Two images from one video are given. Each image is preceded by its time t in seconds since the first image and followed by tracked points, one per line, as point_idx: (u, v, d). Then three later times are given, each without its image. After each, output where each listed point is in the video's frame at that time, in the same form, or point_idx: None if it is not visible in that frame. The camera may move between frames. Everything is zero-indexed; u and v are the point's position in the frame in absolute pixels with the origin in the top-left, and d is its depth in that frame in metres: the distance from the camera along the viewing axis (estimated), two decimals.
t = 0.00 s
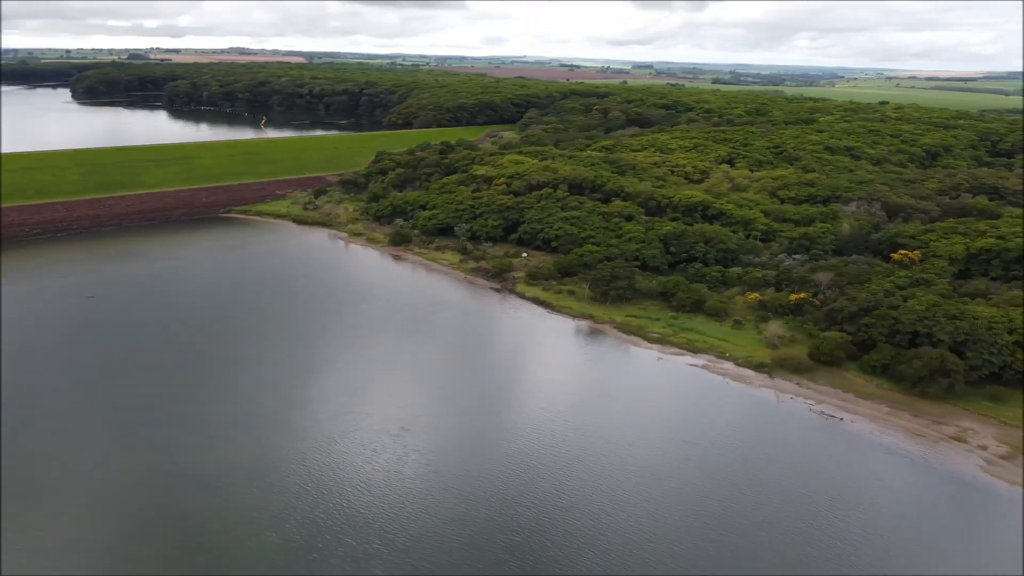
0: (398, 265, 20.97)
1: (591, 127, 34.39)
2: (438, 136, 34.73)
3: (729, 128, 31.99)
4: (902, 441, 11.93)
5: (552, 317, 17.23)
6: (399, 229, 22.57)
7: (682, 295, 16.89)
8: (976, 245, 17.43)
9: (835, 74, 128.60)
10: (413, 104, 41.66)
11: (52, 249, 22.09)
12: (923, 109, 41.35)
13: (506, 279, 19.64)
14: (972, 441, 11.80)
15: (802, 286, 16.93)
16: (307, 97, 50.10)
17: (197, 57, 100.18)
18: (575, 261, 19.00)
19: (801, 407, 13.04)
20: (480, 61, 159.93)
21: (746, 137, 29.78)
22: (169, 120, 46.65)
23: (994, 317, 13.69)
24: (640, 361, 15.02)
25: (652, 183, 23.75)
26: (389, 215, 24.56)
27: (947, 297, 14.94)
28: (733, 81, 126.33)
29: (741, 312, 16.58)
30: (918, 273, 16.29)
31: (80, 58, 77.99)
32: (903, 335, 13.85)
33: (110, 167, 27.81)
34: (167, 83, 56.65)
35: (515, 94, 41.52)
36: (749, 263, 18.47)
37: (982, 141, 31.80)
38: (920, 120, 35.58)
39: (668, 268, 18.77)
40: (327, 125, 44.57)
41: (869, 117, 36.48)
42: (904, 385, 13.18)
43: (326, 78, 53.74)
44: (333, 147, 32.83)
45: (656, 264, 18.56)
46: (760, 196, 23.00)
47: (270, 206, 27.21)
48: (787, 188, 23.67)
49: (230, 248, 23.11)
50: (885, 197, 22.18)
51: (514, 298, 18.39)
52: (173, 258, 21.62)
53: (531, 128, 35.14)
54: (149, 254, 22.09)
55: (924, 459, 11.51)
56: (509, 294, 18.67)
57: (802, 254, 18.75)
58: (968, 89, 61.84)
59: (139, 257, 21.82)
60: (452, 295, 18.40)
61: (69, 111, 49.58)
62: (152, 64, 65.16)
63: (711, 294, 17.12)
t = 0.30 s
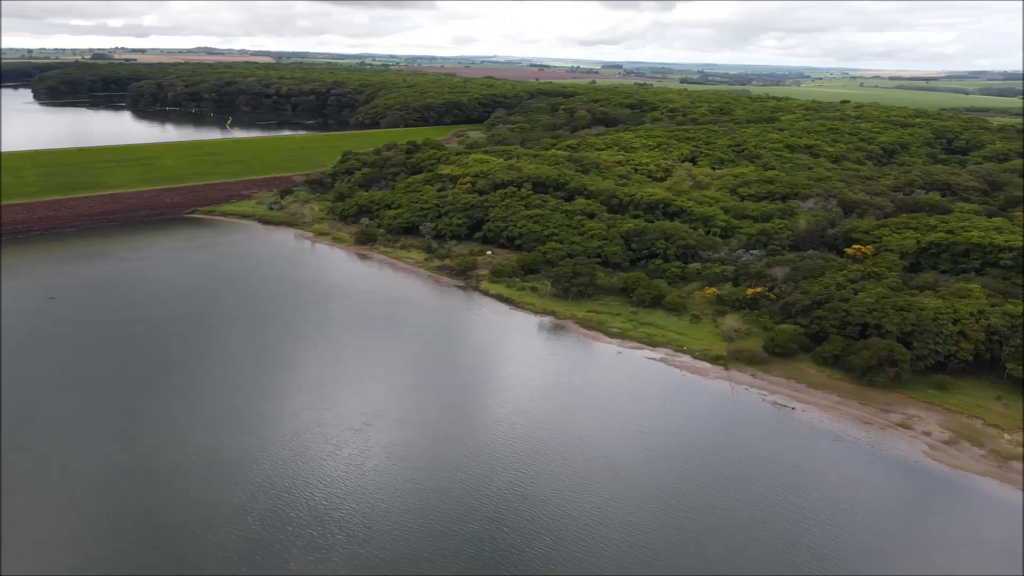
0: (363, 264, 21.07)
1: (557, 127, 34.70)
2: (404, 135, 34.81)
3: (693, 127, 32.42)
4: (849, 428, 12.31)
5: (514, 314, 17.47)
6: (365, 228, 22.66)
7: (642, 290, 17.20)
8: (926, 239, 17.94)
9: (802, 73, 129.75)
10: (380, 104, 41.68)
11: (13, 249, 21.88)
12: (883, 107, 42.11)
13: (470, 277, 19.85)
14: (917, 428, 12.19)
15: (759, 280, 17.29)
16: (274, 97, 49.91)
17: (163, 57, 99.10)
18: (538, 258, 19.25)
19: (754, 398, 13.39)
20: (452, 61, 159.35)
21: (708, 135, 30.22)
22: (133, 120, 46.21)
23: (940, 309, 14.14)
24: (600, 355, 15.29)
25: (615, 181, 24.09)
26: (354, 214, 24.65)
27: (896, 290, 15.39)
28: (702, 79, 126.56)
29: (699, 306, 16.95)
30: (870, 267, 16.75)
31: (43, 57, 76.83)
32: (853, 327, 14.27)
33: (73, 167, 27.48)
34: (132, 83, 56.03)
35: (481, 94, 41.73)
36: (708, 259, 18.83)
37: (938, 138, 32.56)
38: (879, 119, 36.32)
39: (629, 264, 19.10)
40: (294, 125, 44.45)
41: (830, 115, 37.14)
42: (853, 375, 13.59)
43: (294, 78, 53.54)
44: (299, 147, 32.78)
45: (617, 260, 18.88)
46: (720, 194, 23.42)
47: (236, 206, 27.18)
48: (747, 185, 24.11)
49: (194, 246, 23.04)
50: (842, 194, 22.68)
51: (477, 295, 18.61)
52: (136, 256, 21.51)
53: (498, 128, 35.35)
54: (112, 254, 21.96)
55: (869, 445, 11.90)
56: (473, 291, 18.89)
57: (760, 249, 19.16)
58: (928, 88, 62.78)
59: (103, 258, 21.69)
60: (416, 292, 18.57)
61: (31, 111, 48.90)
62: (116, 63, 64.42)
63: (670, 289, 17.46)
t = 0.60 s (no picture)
0: (330, 262, 21.14)
1: (525, 126, 34.94)
2: (372, 135, 34.91)
3: (659, 125, 32.80)
4: (802, 417, 12.68)
5: (480, 310, 17.67)
6: (332, 227, 22.72)
7: (605, 286, 17.49)
8: (882, 234, 18.38)
9: (772, 71, 130.45)
10: (349, 103, 41.65)
11: None
12: (846, 106, 42.80)
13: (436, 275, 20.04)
14: (867, 416, 12.58)
15: (719, 275, 17.61)
16: (242, 98, 49.91)
17: (129, 57, 97.86)
18: (503, 256, 19.49)
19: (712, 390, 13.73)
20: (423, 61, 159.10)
21: (674, 134, 30.60)
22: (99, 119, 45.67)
23: (891, 301, 14.54)
24: (564, 350, 15.52)
25: (580, 179, 24.37)
26: (321, 215, 24.76)
27: (850, 283, 15.80)
28: (674, 79, 127.09)
29: (661, 301, 17.29)
30: (826, 261, 17.15)
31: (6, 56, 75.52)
32: (808, 319, 14.65)
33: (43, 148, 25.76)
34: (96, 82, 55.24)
35: (450, 94, 41.86)
36: (670, 255, 19.16)
37: (898, 136, 33.20)
38: (841, 117, 36.94)
39: (593, 261, 19.40)
40: (261, 125, 44.29)
41: (794, 114, 37.70)
42: (808, 366, 13.97)
43: (262, 78, 53.31)
44: (266, 147, 32.77)
45: (581, 257, 19.17)
46: (684, 191, 23.78)
47: (202, 207, 27.17)
48: (710, 182, 24.50)
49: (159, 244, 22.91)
50: (802, 191, 23.13)
51: (443, 293, 18.80)
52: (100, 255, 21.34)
53: (466, 127, 35.52)
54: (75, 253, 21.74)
55: (821, 432, 12.28)
56: (438, 288, 19.09)
57: (721, 245, 19.53)
58: (892, 86, 63.65)
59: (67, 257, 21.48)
60: (383, 290, 18.71)
61: None
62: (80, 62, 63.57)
63: (632, 285, 17.78)
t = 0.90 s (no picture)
0: (296, 262, 21.15)
1: (491, 126, 35.12)
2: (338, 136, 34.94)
3: (624, 124, 33.18)
4: (756, 407, 13.03)
5: (444, 308, 17.84)
6: (297, 227, 22.72)
7: (567, 283, 17.76)
8: (837, 229, 18.81)
9: (738, 71, 131.22)
10: (315, 103, 41.58)
11: None
12: (808, 105, 43.52)
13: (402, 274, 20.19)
14: (818, 405, 12.99)
15: (679, 271, 17.94)
16: (208, 98, 50.16)
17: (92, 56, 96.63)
18: (467, 254, 19.70)
19: (670, 383, 14.04)
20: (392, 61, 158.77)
21: (638, 132, 30.96)
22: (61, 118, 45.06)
23: (843, 294, 14.95)
24: (526, 346, 15.73)
25: (545, 178, 24.61)
26: (286, 215, 24.80)
27: (804, 277, 16.21)
28: (639, 79, 127.78)
29: (621, 297, 17.58)
30: (782, 256, 17.54)
31: None
32: (763, 313, 15.01)
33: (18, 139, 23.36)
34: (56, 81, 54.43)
35: (417, 94, 41.94)
36: (631, 252, 19.48)
37: (857, 134, 33.85)
38: (802, 116, 37.59)
39: (556, 258, 19.65)
40: (227, 125, 44.11)
41: (756, 113, 38.28)
42: (762, 358, 14.35)
43: (227, 78, 53.06)
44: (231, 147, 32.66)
45: (544, 255, 19.43)
46: (647, 189, 24.12)
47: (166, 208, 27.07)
48: (673, 180, 24.88)
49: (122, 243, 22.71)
50: (761, 188, 23.57)
51: (409, 291, 18.94)
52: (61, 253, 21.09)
53: (433, 127, 35.63)
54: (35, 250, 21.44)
55: (774, 421, 12.64)
56: (402, 287, 19.22)
57: (681, 242, 19.89)
58: (855, 84, 64.57)
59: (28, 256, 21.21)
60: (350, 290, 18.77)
61: None
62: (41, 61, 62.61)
63: (594, 282, 18.07)
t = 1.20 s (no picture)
0: (261, 262, 21.15)
1: (459, 125, 35.26)
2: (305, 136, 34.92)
3: (590, 124, 33.48)
4: (713, 399, 13.32)
5: (410, 306, 17.98)
6: (263, 227, 22.71)
7: (531, 280, 17.97)
8: (795, 226, 19.20)
9: (707, 71, 132.22)
10: (283, 102, 41.46)
11: None
12: (772, 103, 44.12)
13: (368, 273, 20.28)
14: (772, 396, 13.31)
15: (641, 268, 18.22)
16: (174, 98, 49.74)
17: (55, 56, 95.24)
18: (433, 252, 19.87)
19: (629, 376, 14.30)
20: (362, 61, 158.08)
21: (605, 132, 31.28)
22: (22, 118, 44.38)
23: (798, 288, 15.31)
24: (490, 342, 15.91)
25: (511, 177, 24.82)
26: (252, 215, 24.79)
27: (761, 272, 16.56)
28: (609, 81, 127.76)
29: (584, 293, 17.84)
30: (741, 252, 17.88)
31: None
32: (721, 307, 15.32)
33: None
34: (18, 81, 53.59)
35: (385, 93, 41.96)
36: (595, 249, 19.74)
37: (820, 133, 34.45)
38: (766, 115, 38.15)
39: (521, 256, 19.86)
40: (193, 125, 43.84)
41: (721, 112, 38.79)
42: (720, 351, 14.66)
43: (193, 78, 52.66)
44: (197, 146, 32.45)
45: (508, 252, 19.63)
46: (611, 187, 24.41)
47: (129, 209, 26.89)
48: (637, 178, 25.21)
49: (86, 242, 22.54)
50: (723, 185, 23.96)
51: (375, 289, 19.07)
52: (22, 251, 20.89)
53: (401, 126, 35.70)
54: None
55: (729, 412, 12.94)
56: (368, 285, 19.31)
57: (644, 239, 20.21)
58: (821, 84, 65.45)
59: None
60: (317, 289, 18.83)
61: None
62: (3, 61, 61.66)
63: (557, 278, 18.31)
